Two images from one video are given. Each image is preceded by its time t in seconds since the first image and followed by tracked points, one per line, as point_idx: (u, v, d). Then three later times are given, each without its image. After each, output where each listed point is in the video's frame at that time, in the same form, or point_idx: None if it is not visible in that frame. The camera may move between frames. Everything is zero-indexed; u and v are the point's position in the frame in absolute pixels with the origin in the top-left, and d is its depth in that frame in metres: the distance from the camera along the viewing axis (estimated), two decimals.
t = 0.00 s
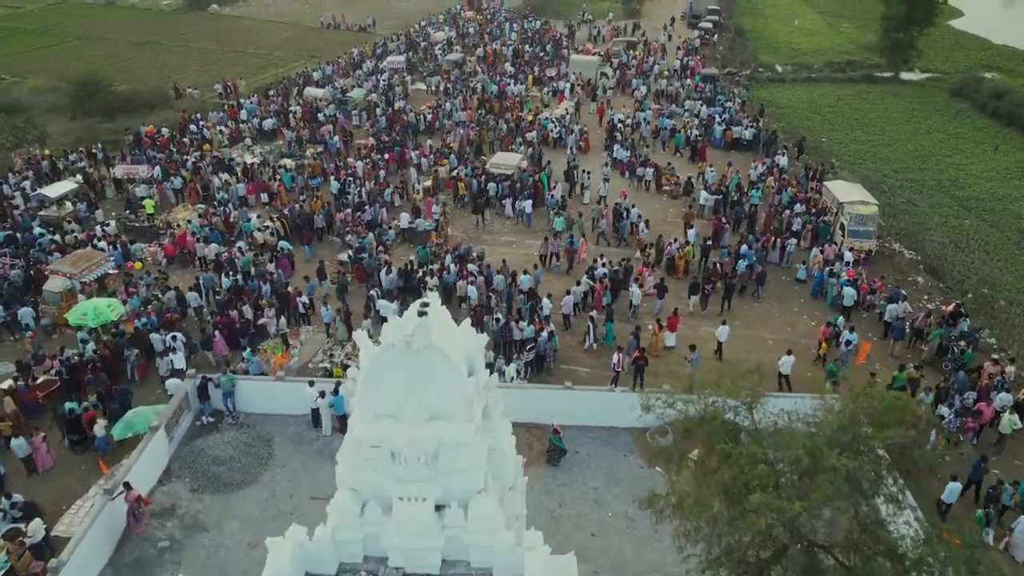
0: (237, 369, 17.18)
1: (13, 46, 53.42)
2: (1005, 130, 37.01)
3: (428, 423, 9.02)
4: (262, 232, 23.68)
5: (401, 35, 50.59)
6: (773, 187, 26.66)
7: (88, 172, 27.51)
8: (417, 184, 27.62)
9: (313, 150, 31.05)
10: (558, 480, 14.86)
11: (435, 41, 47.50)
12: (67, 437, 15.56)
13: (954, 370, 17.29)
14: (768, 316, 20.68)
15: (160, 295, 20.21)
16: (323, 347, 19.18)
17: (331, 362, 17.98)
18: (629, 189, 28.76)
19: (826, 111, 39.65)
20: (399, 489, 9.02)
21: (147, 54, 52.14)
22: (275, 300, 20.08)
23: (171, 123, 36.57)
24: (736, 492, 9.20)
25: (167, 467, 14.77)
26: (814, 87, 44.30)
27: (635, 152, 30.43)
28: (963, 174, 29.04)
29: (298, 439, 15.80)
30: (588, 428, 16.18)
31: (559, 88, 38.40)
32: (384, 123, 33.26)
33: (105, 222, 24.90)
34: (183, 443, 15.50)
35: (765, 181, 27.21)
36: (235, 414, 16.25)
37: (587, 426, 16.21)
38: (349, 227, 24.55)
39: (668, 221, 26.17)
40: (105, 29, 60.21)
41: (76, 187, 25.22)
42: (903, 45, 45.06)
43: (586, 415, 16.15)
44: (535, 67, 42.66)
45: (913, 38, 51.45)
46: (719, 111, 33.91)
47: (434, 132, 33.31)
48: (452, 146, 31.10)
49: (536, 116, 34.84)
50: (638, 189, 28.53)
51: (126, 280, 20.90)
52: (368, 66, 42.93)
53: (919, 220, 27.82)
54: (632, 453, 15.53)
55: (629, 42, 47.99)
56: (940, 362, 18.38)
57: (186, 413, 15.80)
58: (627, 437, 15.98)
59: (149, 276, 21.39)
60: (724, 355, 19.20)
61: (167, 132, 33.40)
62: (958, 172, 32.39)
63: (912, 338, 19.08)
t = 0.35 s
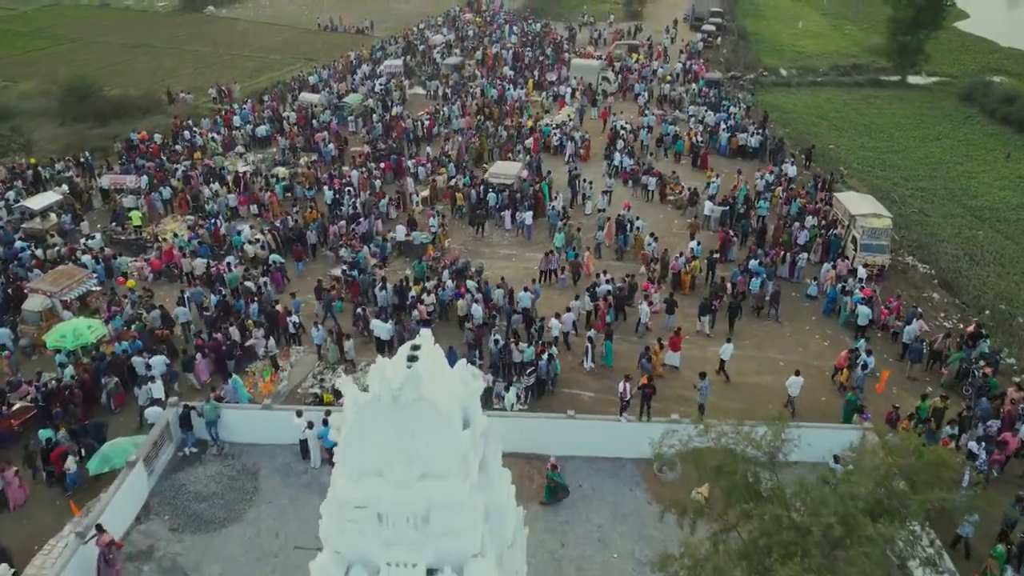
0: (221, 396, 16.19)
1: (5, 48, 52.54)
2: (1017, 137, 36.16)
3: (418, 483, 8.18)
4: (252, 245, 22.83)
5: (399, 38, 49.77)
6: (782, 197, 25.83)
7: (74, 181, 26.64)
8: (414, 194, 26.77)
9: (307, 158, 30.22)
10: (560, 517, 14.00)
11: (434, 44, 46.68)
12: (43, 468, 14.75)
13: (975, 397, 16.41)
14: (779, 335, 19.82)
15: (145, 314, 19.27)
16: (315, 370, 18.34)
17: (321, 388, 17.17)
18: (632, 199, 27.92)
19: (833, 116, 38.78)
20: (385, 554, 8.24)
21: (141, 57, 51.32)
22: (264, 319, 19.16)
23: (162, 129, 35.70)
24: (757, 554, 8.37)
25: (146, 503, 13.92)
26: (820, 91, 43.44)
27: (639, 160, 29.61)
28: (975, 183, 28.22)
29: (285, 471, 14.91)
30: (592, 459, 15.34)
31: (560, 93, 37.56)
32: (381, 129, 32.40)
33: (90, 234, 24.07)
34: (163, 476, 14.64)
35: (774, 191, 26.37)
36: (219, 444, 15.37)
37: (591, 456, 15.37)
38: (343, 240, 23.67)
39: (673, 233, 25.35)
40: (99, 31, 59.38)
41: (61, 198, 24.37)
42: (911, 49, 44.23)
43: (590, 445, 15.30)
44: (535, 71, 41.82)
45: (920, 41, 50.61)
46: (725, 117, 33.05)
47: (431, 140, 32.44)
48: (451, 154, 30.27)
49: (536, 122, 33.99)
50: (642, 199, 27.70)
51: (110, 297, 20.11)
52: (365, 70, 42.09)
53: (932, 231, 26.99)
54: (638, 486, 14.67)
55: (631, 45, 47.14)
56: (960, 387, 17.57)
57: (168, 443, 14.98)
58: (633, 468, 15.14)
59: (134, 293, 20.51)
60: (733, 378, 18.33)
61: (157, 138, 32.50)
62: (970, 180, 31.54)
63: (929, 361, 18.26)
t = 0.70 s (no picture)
0: (200, 428, 15.13)
1: None
2: None
3: (406, 562, 7.25)
4: (240, 260, 21.92)
5: (397, 41, 48.85)
6: (792, 210, 24.97)
7: (58, 193, 25.69)
8: (409, 205, 25.84)
9: (300, 167, 29.34)
10: (562, 564, 13.05)
11: (432, 47, 45.79)
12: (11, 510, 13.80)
13: (1003, 429, 15.44)
14: (792, 360, 18.86)
15: (126, 337, 18.23)
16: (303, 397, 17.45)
17: (309, 420, 15.90)
18: (635, 211, 26.99)
19: (840, 122, 37.85)
20: None
21: (135, 60, 50.49)
22: (250, 343, 18.27)
23: (153, 135, 34.80)
24: None
25: (119, 548, 12.99)
26: (826, 96, 42.52)
27: (643, 170, 28.73)
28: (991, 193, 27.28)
29: (269, 512, 13.94)
30: (596, 497, 14.37)
31: (561, 99, 36.68)
32: (377, 137, 31.49)
33: (72, 249, 23.17)
34: (138, 517, 13.72)
35: (783, 203, 25.50)
36: (200, 481, 14.43)
37: (596, 495, 14.41)
38: (335, 256, 22.73)
39: (678, 247, 24.45)
40: (93, 34, 58.53)
41: (43, 211, 23.43)
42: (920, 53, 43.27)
43: (595, 482, 14.31)
44: (536, 75, 40.95)
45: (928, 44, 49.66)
46: (731, 124, 32.14)
47: (428, 147, 31.53)
48: (448, 163, 29.36)
49: (537, 129, 33.08)
50: (646, 211, 26.81)
51: (91, 317, 19.22)
52: (362, 75, 41.19)
53: (946, 244, 26.07)
54: (646, 528, 13.72)
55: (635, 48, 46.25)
56: (984, 416, 16.63)
57: (145, 482, 14.06)
58: (640, 507, 14.20)
59: (116, 314, 19.58)
60: (745, 405, 17.35)
61: (147, 146, 31.61)
62: (983, 190, 30.59)
63: (951, 387, 17.28)
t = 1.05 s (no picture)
0: (179, 462, 14.24)
1: None
2: None
3: None
4: (228, 275, 21.04)
5: (395, 45, 47.92)
6: (801, 223, 24.16)
7: (42, 205, 24.83)
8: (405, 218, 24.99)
9: (294, 177, 28.48)
10: None
11: (431, 51, 44.86)
12: None
13: None
14: (805, 383, 18.00)
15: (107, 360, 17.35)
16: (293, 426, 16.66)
17: (296, 452, 14.95)
18: (639, 223, 26.14)
19: (848, 128, 36.98)
20: None
21: (128, 64, 49.62)
22: (236, 367, 17.39)
23: (143, 142, 33.90)
24: None
25: None
26: (832, 101, 41.65)
27: (647, 179, 27.86)
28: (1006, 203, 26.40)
29: (253, 554, 13.04)
30: (600, 536, 13.40)
31: (562, 105, 35.80)
32: (373, 145, 30.61)
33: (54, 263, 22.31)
34: (113, 560, 12.86)
35: (792, 216, 24.67)
36: (179, 520, 13.56)
37: (600, 534, 13.42)
38: (328, 272, 21.82)
39: (684, 261, 23.60)
40: (87, 36, 57.66)
41: (25, 225, 22.59)
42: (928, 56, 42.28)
43: (599, 521, 13.33)
44: (536, 80, 40.04)
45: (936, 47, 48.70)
46: (736, 130, 31.24)
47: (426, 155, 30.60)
48: (446, 172, 28.49)
49: (537, 136, 32.19)
50: (650, 222, 25.96)
51: (71, 338, 18.37)
52: (359, 79, 40.31)
53: (960, 257, 25.20)
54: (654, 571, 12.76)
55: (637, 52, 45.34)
56: (1008, 446, 15.82)
57: (120, 521, 13.21)
58: (647, 547, 13.25)
59: (96, 335, 18.69)
60: (756, 433, 16.50)
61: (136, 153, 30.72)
62: (997, 199, 29.72)
63: (973, 414, 16.44)
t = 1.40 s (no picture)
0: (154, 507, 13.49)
1: None
2: None
3: None
4: (214, 295, 20.10)
5: (392, 49, 46.94)
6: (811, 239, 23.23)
7: (24, 218, 23.88)
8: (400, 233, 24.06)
9: (286, 188, 27.53)
10: None
11: (428, 55, 43.90)
12: None
13: None
14: (820, 413, 17.06)
15: (84, 389, 16.35)
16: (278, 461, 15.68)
17: (280, 492, 14.22)
18: (643, 236, 25.19)
19: (856, 136, 36.04)
20: None
21: (120, 68, 48.66)
22: (219, 396, 16.40)
23: (131, 149, 32.91)
24: None
25: None
26: (839, 107, 40.71)
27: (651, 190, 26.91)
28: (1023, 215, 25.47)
29: None
30: None
31: (563, 112, 34.86)
32: (368, 154, 29.67)
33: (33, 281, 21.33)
34: None
35: (802, 230, 23.72)
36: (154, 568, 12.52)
37: None
38: (318, 290, 20.87)
39: (690, 278, 22.65)
40: (80, 39, 56.71)
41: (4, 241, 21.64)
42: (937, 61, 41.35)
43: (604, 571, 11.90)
44: (537, 85, 39.09)
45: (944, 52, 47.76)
46: (743, 138, 30.28)
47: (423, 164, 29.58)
48: (443, 183, 27.56)
49: (538, 144, 31.26)
50: (655, 236, 25.02)
51: (46, 365, 17.36)
52: (354, 85, 39.35)
53: (977, 272, 24.26)
54: None
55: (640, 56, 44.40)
56: None
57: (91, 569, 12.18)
58: None
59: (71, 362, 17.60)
60: (770, 469, 15.55)
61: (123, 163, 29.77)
62: (1012, 210, 28.78)
63: (1000, 447, 15.47)
